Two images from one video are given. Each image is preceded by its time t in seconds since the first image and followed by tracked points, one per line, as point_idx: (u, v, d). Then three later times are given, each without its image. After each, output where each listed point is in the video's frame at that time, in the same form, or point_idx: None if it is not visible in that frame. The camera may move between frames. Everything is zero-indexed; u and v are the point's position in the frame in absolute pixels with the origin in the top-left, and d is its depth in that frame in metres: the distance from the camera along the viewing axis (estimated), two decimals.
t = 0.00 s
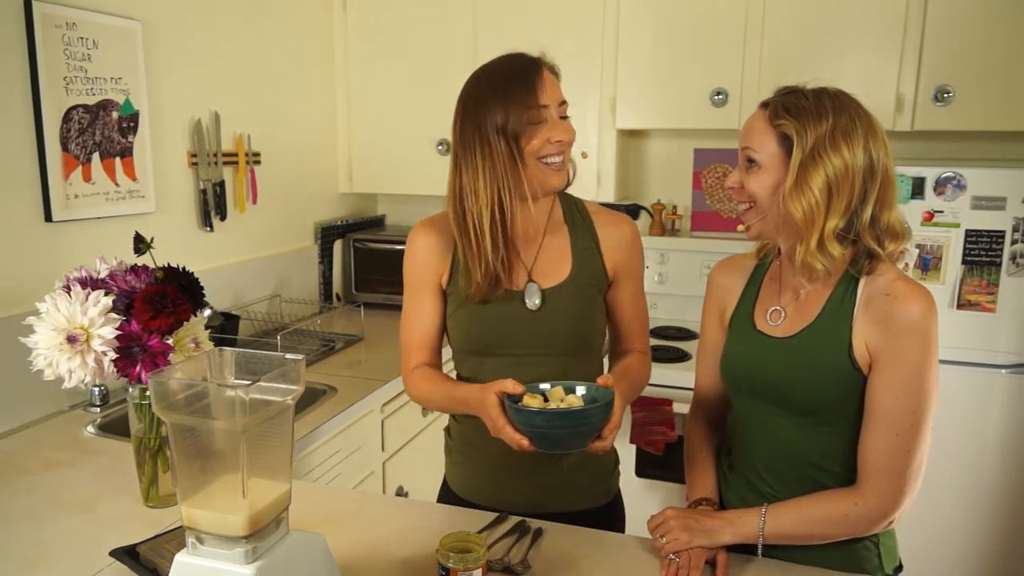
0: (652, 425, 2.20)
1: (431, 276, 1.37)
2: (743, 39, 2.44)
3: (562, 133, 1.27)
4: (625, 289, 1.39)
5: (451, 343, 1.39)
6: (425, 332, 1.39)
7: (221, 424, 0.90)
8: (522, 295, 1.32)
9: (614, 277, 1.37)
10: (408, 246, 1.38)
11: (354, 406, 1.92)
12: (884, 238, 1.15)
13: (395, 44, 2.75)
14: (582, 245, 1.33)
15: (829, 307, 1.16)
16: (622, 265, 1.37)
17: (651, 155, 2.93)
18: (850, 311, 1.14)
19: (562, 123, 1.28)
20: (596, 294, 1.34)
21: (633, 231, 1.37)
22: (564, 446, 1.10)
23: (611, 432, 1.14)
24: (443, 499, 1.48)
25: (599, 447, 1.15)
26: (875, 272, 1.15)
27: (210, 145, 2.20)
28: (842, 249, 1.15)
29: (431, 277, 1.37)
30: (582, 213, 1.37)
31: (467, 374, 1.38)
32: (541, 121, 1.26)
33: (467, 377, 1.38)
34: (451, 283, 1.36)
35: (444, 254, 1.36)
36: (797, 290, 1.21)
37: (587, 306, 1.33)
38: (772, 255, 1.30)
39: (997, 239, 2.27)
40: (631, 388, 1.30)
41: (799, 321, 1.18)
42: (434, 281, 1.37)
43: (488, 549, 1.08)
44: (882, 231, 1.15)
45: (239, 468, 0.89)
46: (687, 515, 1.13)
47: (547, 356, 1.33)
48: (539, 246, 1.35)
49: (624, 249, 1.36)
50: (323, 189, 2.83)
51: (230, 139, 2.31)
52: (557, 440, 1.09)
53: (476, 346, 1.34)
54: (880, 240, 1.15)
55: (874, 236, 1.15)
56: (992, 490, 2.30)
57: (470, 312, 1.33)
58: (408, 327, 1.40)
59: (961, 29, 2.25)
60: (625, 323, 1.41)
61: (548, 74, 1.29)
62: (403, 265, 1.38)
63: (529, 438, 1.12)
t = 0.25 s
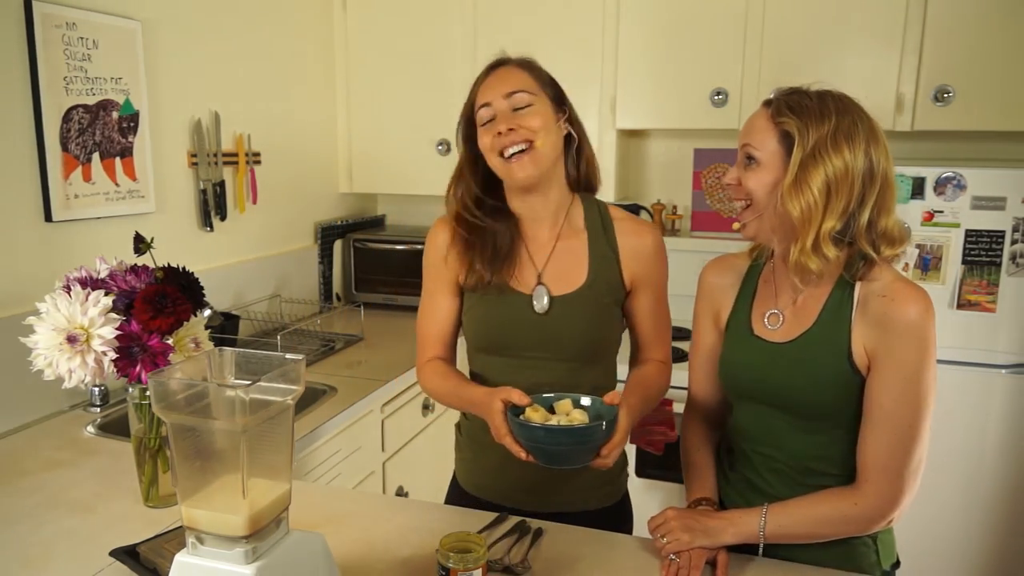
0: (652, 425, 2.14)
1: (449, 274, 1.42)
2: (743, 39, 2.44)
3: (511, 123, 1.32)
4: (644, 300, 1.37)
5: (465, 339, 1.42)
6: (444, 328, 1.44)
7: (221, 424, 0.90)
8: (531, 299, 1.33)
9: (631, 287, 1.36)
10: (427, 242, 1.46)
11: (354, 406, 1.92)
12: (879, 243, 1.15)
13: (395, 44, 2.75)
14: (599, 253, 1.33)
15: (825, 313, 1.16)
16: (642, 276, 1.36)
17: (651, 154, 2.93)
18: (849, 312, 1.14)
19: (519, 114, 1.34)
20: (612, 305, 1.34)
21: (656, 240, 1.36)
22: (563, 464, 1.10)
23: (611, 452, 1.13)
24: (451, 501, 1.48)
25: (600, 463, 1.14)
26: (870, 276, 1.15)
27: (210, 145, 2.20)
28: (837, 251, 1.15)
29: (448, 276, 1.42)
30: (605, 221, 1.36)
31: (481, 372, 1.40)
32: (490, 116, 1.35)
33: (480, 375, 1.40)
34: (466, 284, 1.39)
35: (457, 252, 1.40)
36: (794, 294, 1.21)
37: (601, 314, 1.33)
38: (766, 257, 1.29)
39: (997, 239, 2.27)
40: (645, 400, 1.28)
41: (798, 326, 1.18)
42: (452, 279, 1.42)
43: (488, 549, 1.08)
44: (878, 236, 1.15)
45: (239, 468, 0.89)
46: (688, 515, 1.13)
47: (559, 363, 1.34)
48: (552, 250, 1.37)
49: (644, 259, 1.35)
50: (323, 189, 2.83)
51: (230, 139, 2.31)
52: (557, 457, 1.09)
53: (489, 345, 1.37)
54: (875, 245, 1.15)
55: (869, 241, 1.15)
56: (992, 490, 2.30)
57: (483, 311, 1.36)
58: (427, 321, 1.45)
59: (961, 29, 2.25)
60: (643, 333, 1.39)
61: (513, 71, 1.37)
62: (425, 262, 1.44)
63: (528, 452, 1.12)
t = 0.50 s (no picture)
0: (651, 425, 2.13)
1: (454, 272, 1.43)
2: (743, 39, 2.44)
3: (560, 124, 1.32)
4: (646, 301, 1.37)
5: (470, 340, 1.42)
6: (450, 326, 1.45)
7: (221, 424, 0.90)
8: (532, 296, 1.34)
9: (634, 286, 1.36)
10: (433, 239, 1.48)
11: (354, 406, 1.92)
12: (874, 244, 1.15)
13: (395, 44, 2.75)
14: (600, 251, 1.33)
15: (820, 315, 1.16)
16: (644, 275, 1.35)
17: (651, 155, 2.93)
18: (843, 313, 1.15)
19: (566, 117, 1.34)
20: (614, 303, 1.34)
21: (658, 240, 1.35)
22: (553, 457, 1.11)
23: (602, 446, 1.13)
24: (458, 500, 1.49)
25: (591, 459, 1.15)
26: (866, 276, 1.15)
27: (210, 145, 2.20)
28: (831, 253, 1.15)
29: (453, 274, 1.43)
30: (609, 221, 1.36)
31: (485, 372, 1.41)
32: (537, 110, 1.34)
33: (484, 374, 1.41)
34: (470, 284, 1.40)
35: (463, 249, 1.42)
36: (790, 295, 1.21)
37: (605, 313, 1.33)
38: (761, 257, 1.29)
39: (997, 239, 2.27)
40: (643, 400, 1.28)
41: (795, 326, 1.18)
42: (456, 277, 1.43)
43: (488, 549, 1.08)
44: (873, 237, 1.15)
45: (240, 468, 0.89)
46: (689, 515, 1.13)
47: (562, 361, 1.34)
48: (556, 248, 1.37)
49: (647, 258, 1.35)
50: (322, 189, 2.83)
51: (230, 139, 2.31)
52: (547, 451, 1.10)
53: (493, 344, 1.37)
54: (870, 246, 1.15)
55: (863, 242, 1.15)
56: (992, 490, 2.30)
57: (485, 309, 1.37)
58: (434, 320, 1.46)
59: (961, 29, 2.25)
60: (646, 332, 1.39)
61: (561, 72, 1.37)
62: (430, 260, 1.47)
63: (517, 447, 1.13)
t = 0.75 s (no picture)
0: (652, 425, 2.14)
1: (454, 269, 1.41)
2: (743, 39, 2.44)
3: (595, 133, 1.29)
4: (646, 299, 1.38)
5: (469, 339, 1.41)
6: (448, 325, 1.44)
7: (221, 424, 0.90)
8: (535, 293, 1.33)
9: (634, 285, 1.37)
10: (433, 238, 1.43)
11: (354, 406, 1.92)
12: (869, 245, 1.15)
13: (395, 44, 2.75)
14: (602, 249, 1.34)
15: (818, 312, 1.16)
16: (645, 273, 1.36)
17: (651, 155, 2.93)
18: (840, 311, 1.14)
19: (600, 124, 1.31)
20: (615, 301, 1.34)
21: (657, 239, 1.36)
22: (557, 455, 1.11)
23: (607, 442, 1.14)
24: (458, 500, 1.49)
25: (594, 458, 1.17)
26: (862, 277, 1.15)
27: (210, 145, 2.20)
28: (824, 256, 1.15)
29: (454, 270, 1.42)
30: (610, 220, 1.37)
31: (484, 371, 1.40)
32: (577, 115, 1.30)
33: (483, 374, 1.40)
34: (471, 278, 1.39)
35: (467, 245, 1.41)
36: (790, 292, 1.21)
37: (606, 312, 1.33)
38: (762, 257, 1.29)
39: (997, 239, 2.27)
40: (642, 398, 1.29)
41: (795, 321, 1.18)
42: (457, 275, 1.42)
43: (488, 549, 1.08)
44: (869, 239, 1.15)
45: (240, 468, 0.89)
46: (689, 514, 1.13)
47: (565, 359, 1.34)
48: (558, 247, 1.37)
49: (647, 257, 1.35)
50: (322, 189, 2.83)
51: (230, 139, 2.31)
52: (550, 449, 1.09)
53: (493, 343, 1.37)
54: (865, 248, 1.15)
55: (858, 244, 1.15)
56: (992, 490, 2.30)
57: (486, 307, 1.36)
58: (432, 317, 1.45)
59: (961, 29, 2.25)
60: (645, 331, 1.40)
61: (597, 79, 1.33)
62: (430, 252, 1.44)
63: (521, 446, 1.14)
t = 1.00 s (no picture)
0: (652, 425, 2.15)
1: (453, 268, 1.41)
2: (743, 39, 2.44)
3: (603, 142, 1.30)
4: (645, 298, 1.39)
5: (466, 338, 1.41)
6: (445, 326, 1.43)
7: (221, 424, 0.90)
8: (535, 292, 1.33)
9: (633, 285, 1.38)
10: (431, 237, 1.42)
11: (354, 406, 1.92)
12: (870, 246, 1.15)
13: (395, 45, 2.75)
14: (602, 249, 1.34)
15: (817, 306, 1.16)
16: (644, 272, 1.37)
17: (651, 155, 2.93)
18: (839, 311, 1.14)
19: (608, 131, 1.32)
20: (615, 300, 1.35)
21: (656, 240, 1.38)
22: (566, 448, 1.11)
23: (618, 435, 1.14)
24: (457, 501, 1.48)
25: (604, 451, 1.16)
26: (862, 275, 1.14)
27: (210, 145, 2.20)
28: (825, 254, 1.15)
29: (454, 268, 1.41)
30: (609, 221, 1.37)
31: (483, 371, 1.40)
32: (587, 122, 1.30)
33: (481, 374, 1.40)
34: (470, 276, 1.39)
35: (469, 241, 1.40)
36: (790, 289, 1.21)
37: (606, 311, 1.34)
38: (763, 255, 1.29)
39: (997, 239, 2.27)
40: (643, 397, 1.29)
41: (792, 318, 1.18)
42: (456, 274, 1.41)
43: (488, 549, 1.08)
44: (870, 239, 1.15)
45: (239, 468, 0.89)
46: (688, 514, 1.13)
47: (564, 358, 1.34)
48: (557, 246, 1.37)
49: (646, 257, 1.36)
50: (322, 189, 2.83)
51: (230, 139, 2.31)
52: (559, 442, 1.10)
53: (491, 342, 1.36)
54: (866, 248, 1.15)
55: (859, 244, 1.15)
56: (992, 490, 2.30)
57: (485, 305, 1.36)
58: (429, 317, 1.43)
59: (961, 29, 2.25)
60: (645, 332, 1.41)
61: (609, 86, 1.33)
62: (428, 250, 1.42)
63: (530, 441, 1.13)
